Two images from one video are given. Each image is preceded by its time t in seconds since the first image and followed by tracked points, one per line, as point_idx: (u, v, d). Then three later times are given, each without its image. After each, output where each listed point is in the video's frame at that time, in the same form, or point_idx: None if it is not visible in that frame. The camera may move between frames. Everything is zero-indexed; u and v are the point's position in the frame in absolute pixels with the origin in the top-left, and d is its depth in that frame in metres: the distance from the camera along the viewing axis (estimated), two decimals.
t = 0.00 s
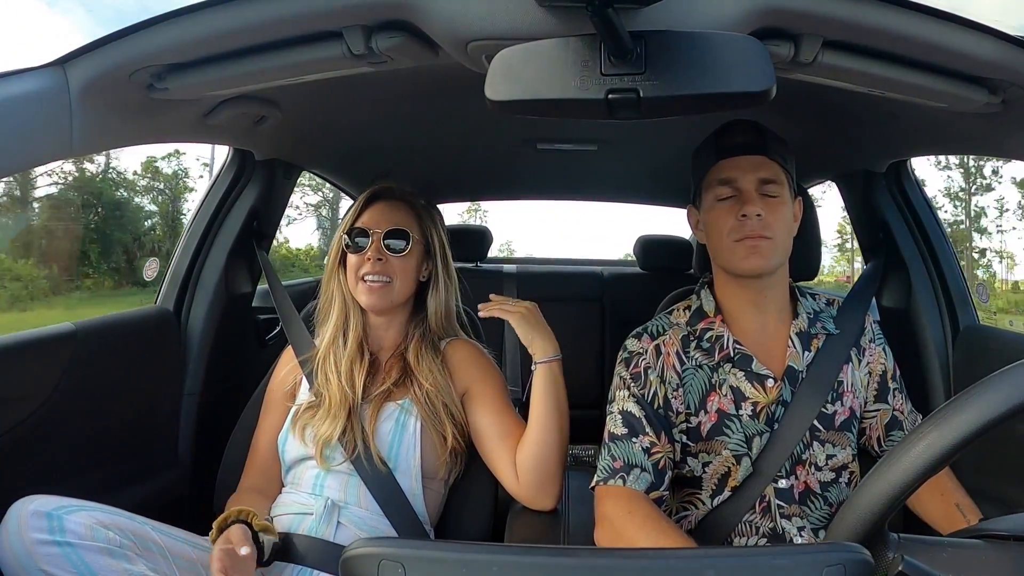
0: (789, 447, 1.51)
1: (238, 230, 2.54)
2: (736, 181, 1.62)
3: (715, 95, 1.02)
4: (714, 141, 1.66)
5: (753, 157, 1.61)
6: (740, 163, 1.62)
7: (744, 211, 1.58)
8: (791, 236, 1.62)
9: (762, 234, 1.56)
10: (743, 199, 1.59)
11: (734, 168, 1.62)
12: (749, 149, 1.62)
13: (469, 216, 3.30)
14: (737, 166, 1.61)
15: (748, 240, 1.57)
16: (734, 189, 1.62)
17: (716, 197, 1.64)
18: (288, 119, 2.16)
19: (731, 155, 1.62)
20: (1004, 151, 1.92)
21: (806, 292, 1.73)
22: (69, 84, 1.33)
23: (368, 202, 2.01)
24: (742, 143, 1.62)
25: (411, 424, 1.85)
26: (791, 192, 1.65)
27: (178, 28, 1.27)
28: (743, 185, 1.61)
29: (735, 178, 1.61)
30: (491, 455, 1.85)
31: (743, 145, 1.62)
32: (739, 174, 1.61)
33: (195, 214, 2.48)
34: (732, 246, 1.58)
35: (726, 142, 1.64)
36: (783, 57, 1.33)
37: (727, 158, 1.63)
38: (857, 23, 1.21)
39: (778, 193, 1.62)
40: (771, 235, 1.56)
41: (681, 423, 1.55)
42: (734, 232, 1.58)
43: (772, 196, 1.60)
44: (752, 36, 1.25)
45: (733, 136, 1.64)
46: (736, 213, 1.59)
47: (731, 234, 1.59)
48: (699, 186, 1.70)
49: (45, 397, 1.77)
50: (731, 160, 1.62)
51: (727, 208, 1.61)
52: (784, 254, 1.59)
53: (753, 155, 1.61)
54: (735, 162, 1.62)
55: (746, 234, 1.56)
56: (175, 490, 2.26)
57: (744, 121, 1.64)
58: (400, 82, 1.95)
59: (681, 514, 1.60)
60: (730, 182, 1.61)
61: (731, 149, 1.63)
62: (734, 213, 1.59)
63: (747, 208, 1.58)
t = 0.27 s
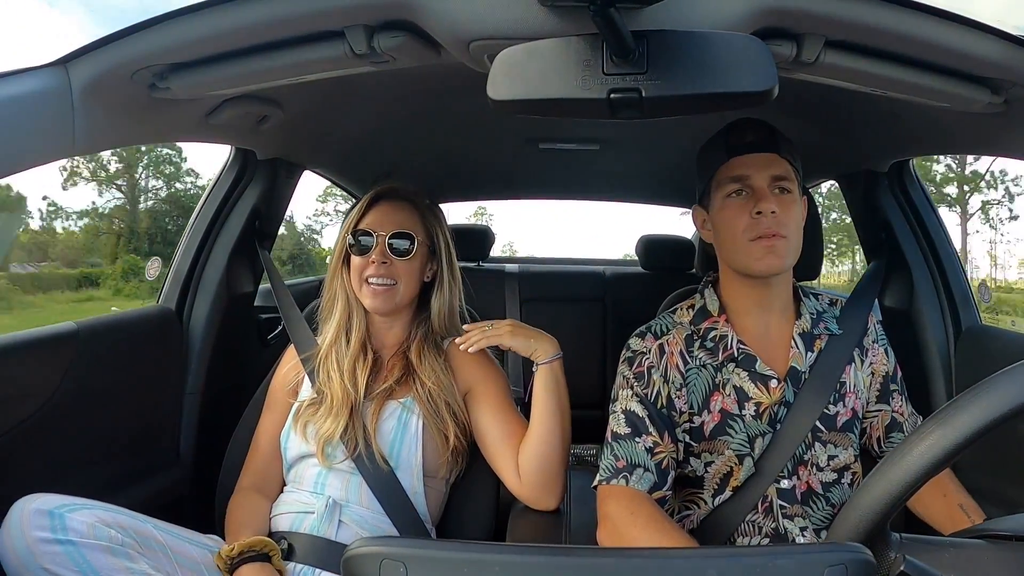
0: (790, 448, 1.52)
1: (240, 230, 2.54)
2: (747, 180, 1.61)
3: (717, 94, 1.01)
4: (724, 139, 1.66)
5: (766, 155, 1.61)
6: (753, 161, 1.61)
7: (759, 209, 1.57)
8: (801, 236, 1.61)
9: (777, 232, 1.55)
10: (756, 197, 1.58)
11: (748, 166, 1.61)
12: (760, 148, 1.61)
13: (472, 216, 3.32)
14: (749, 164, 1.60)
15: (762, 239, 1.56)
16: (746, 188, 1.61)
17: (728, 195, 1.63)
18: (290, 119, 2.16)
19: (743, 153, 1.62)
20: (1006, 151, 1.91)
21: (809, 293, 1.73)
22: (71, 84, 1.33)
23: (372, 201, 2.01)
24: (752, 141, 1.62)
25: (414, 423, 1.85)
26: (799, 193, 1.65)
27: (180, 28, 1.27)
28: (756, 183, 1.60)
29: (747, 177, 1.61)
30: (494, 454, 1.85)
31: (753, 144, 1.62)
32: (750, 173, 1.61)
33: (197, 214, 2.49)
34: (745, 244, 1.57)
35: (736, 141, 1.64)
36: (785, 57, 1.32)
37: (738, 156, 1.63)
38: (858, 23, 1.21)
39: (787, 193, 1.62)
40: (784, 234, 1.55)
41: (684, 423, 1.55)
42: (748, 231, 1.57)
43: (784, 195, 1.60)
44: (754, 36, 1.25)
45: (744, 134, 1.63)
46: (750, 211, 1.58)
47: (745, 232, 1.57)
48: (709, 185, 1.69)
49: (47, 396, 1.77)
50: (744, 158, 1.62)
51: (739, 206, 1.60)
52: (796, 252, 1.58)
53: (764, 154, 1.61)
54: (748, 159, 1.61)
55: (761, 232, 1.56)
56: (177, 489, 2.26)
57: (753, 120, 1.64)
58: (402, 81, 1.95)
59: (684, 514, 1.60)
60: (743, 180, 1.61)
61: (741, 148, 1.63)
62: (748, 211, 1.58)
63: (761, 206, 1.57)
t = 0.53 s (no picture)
0: (793, 450, 1.51)
1: (242, 231, 2.54)
2: (756, 182, 1.61)
3: (719, 95, 1.01)
4: (735, 140, 1.65)
5: (777, 158, 1.60)
6: (764, 163, 1.61)
7: (767, 212, 1.57)
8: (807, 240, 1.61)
9: (784, 236, 1.55)
10: (765, 200, 1.58)
11: (758, 167, 1.61)
12: (770, 149, 1.61)
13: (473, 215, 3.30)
14: (759, 166, 1.59)
15: (769, 242, 1.56)
16: (754, 190, 1.61)
17: (736, 197, 1.62)
18: (292, 119, 2.16)
19: (754, 154, 1.61)
20: (1008, 151, 1.91)
21: (813, 295, 1.72)
22: (72, 84, 1.33)
23: (377, 202, 2.01)
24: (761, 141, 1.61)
25: (416, 425, 1.85)
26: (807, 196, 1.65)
27: (181, 28, 1.27)
28: (765, 185, 1.60)
29: (758, 178, 1.60)
30: (496, 456, 1.85)
31: (764, 146, 1.61)
32: (760, 175, 1.61)
33: (199, 215, 2.49)
34: (753, 246, 1.57)
35: (746, 142, 1.63)
36: (787, 57, 1.32)
37: (748, 158, 1.62)
38: (860, 23, 1.21)
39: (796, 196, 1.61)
40: (791, 237, 1.55)
41: (687, 424, 1.55)
42: (756, 233, 1.57)
43: (793, 198, 1.59)
44: (756, 37, 1.25)
45: (755, 134, 1.62)
46: (758, 213, 1.57)
47: (752, 235, 1.57)
48: (717, 184, 1.68)
49: (49, 396, 1.78)
50: (754, 159, 1.61)
51: (747, 208, 1.60)
52: (803, 255, 1.58)
53: (775, 157, 1.60)
54: (759, 160, 1.61)
55: (769, 235, 1.55)
56: (179, 489, 2.26)
57: (764, 121, 1.63)
58: (404, 82, 1.95)
59: (686, 516, 1.60)
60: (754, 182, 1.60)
61: (751, 149, 1.62)
62: (756, 214, 1.58)
63: (769, 209, 1.57)
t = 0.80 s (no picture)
0: (792, 449, 1.51)
1: (241, 231, 2.54)
2: (758, 186, 1.60)
3: (718, 95, 1.01)
4: (737, 141, 1.64)
5: (779, 161, 1.59)
6: (766, 166, 1.60)
7: (767, 216, 1.57)
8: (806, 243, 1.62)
9: (783, 242, 1.55)
10: (766, 204, 1.58)
11: (761, 171, 1.60)
12: (772, 152, 1.60)
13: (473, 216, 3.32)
14: (761, 170, 1.59)
15: (768, 247, 1.56)
16: (755, 193, 1.60)
17: (737, 199, 1.62)
18: (291, 120, 2.16)
19: (756, 156, 1.60)
20: (1008, 150, 1.91)
21: (811, 294, 1.72)
22: (72, 85, 1.33)
23: (377, 202, 2.01)
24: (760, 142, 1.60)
25: (415, 424, 1.85)
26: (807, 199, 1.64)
27: (181, 29, 1.27)
28: (766, 189, 1.59)
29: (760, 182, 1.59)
30: (495, 456, 1.85)
31: (766, 149, 1.60)
32: (762, 179, 1.60)
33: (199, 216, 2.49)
34: (752, 249, 1.58)
35: (748, 144, 1.62)
36: (787, 57, 1.32)
37: (750, 160, 1.61)
38: (860, 23, 1.21)
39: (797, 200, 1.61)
40: (791, 241, 1.56)
41: (686, 423, 1.55)
42: (756, 236, 1.57)
43: (794, 203, 1.59)
44: (756, 37, 1.25)
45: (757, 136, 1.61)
46: (758, 218, 1.57)
47: (751, 239, 1.58)
48: (718, 184, 1.68)
49: (49, 397, 1.78)
50: (756, 162, 1.60)
51: (747, 211, 1.60)
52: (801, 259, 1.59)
53: (777, 160, 1.59)
54: (762, 164, 1.60)
55: (769, 238, 1.56)
56: (179, 489, 2.26)
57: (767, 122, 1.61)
58: (404, 82, 1.95)
59: (685, 515, 1.60)
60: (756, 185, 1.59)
61: (753, 151, 1.61)
62: (755, 218, 1.58)
63: (769, 214, 1.57)
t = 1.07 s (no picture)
0: (790, 448, 1.52)
1: (239, 231, 2.53)
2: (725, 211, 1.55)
3: (717, 93, 1.01)
4: (705, 161, 1.56)
5: (744, 188, 1.52)
6: (731, 192, 1.53)
7: (733, 245, 1.54)
8: (788, 253, 1.58)
9: (750, 270, 1.53)
10: (732, 232, 1.54)
11: (726, 197, 1.53)
12: (737, 178, 1.52)
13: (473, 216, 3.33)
14: (724, 197, 1.53)
15: (737, 274, 1.55)
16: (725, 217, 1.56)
17: (707, 222, 1.59)
18: (291, 119, 2.16)
19: (720, 183, 1.54)
20: (1007, 149, 1.91)
21: (809, 293, 1.72)
22: (71, 84, 1.33)
23: (374, 202, 2.01)
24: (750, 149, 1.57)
25: (413, 423, 1.85)
26: (788, 206, 1.56)
27: (181, 28, 1.27)
28: (733, 214, 1.54)
29: (725, 210, 1.54)
30: (494, 455, 1.85)
31: (730, 173, 1.52)
32: (728, 204, 1.54)
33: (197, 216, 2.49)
34: (722, 272, 1.57)
35: (714, 166, 1.55)
36: (786, 56, 1.32)
37: (715, 185, 1.54)
38: (859, 21, 1.21)
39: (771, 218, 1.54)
40: (760, 265, 1.53)
41: (683, 422, 1.56)
42: (724, 262, 1.56)
43: (766, 225, 1.53)
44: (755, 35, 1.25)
45: (723, 159, 1.54)
46: (725, 245, 1.55)
47: (720, 266, 1.57)
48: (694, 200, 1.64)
49: (48, 396, 1.78)
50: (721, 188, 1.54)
51: (716, 236, 1.57)
52: (778, 275, 1.56)
53: (743, 184, 1.52)
54: (726, 191, 1.53)
55: (737, 266, 1.54)
56: (179, 489, 2.26)
57: (733, 143, 1.53)
58: (403, 81, 1.95)
59: (685, 513, 1.60)
60: (721, 212, 1.55)
61: (719, 175, 1.54)
62: (722, 246, 1.56)
63: (736, 242, 1.54)
